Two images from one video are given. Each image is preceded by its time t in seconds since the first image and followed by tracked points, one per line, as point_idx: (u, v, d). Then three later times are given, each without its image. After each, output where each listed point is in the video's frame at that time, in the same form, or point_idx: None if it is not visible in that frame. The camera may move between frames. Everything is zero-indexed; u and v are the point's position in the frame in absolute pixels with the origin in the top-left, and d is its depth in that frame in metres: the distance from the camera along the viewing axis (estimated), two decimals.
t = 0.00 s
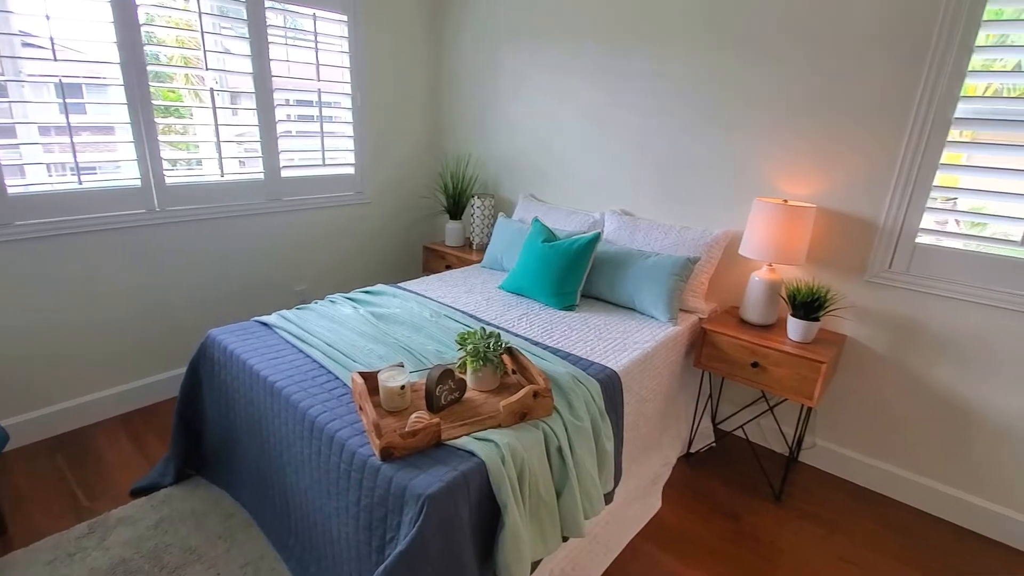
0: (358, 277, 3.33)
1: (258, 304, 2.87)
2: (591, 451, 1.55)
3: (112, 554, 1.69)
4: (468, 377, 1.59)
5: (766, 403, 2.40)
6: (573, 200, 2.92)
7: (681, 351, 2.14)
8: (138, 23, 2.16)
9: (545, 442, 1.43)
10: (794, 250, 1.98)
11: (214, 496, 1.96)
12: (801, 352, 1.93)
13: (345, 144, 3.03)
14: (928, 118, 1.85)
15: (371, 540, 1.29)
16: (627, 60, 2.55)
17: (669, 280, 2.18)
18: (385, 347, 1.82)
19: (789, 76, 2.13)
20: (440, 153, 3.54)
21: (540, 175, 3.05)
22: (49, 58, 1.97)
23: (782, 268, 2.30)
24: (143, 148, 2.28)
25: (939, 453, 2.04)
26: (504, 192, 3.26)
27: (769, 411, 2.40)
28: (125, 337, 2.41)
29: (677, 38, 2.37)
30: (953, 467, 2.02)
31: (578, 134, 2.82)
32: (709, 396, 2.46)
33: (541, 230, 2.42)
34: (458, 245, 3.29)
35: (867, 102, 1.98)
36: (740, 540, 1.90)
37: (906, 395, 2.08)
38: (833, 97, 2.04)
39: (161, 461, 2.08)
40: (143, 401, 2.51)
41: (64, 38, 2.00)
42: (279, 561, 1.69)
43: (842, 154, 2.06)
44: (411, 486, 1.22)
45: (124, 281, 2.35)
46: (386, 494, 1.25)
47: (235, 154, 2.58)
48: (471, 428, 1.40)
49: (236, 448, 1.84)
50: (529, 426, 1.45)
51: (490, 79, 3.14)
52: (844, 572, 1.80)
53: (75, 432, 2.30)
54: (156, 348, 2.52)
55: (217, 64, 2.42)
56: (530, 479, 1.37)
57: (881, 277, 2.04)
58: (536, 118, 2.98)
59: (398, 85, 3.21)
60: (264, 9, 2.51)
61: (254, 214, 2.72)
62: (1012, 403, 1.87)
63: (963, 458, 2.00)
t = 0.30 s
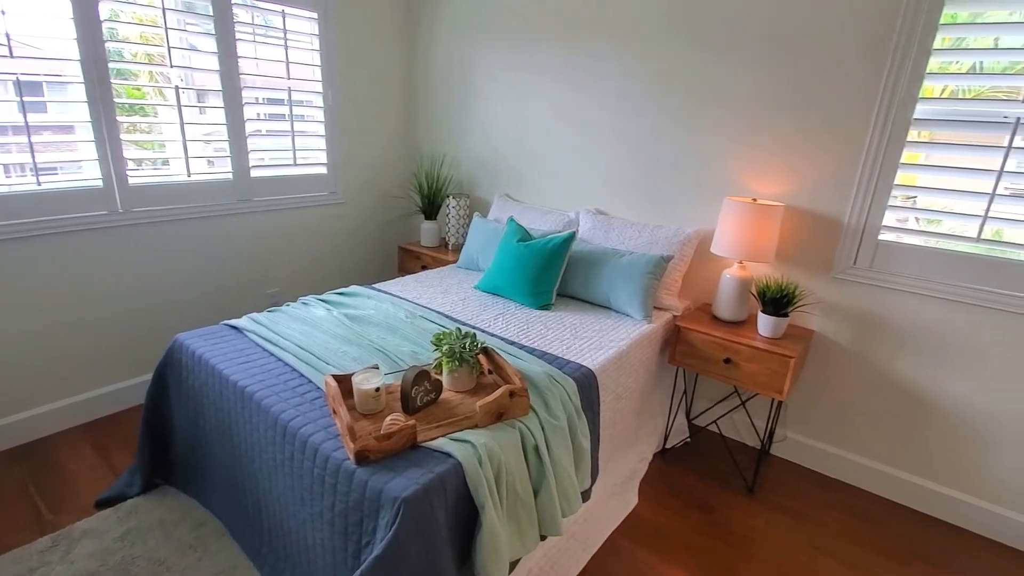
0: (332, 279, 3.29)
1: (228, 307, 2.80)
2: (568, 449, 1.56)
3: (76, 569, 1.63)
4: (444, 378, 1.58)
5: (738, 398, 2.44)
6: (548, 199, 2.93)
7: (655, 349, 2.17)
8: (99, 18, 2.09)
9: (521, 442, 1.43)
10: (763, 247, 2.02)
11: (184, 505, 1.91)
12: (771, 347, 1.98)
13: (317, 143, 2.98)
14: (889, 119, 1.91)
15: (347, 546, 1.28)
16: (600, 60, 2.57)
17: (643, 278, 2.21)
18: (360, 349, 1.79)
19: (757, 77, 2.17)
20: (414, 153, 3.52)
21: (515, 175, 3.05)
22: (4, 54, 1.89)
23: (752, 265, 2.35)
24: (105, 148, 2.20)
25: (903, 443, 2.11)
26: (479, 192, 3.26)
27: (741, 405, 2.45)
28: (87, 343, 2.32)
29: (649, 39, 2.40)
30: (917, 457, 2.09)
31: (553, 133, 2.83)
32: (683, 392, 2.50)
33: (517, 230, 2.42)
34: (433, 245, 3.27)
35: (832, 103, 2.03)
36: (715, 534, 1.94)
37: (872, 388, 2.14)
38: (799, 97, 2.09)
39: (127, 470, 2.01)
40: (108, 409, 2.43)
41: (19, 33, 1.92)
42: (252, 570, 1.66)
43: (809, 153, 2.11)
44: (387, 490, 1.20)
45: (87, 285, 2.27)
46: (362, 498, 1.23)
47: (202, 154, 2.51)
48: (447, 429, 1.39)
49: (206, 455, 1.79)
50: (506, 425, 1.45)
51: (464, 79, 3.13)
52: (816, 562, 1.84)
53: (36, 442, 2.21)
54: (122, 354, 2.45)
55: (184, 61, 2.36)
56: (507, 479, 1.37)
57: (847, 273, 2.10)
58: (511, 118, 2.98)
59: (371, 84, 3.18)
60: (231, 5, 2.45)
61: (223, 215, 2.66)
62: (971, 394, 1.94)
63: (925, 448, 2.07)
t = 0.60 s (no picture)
0: (309, 281, 3.24)
1: (202, 311, 2.75)
2: (548, 448, 1.56)
3: None
4: (423, 379, 1.57)
5: (716, 393, 2.48)
6: (526, 199, 2.94)
7: (634, 346, 2.19)
8: (63, 17, 2.03)
9: (502, 442, 1.43)
10: (737, 244, 2.05)
11: (158, 515, 1.86)
12: (747, 342, 2.01)
13: (291, 144, 2.94)
14: (856, 118, 1.96)
15: (326, 552, 1.26)
16: (575, 60, 2.58)
17: (621, 276, 2.23)
18: (338, 352, 1.77)
19: (729, 77, 2.20)
20: (391, 153, 3.49)
21: (493, 175, 3.05)
22: None
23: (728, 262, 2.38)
24: (69, 149, 2.14)
25: (875, 434, 2.16)
26: (457, 192, 3.24)
27: (719, 400, 2.49)
28: (54, 351, 2.25)
29: (624, 38, 2.42)
30: (888, 447, 2.15)
31: (530, 133, 2.83)
32: (662, 388, 2.53)
33: (496, 229, 2.42)
34: (412, 246, 3.25)
35: (802, 102, 2.07)
36: (695, 528, 1.96)
37: (844, 381, 2.19)
38: (770, 97, 2.13)
39: (99, 481, 1.96)
40: (77, 418, 2.36)
41: None
42: None
43: (780, 151, 2.15)
44: (366, 494, 1.19)
45: (52, 291, 2.20)
46: (341, 504, 1.22)
47: (171, 155, 2.45)
48: (427, 431, 1.38)
49: (179, 463, 1.75)
50: (486, 426, 1.44)
51: (440, 78, 3.11)
52: (793, 552, 1.87)
53: (1, 454, 2.14)
54: (92, 362, 2.38)
55: (152, 61, 2.30)
56: (488, 480, 1.37)
57: (818, 269, 2.15)
58: (487, 117, 2.98)
59: (346, 84, 3.14)
60: (201, 4, 2.40)
61: (195, 217, 2.60)
62: (938, 384, 2.00)
63: (895, 437, 2.12)
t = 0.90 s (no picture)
0: (286, 286, 3.20)
1: (176, 319, 2.69)
2: (531, 448, 1.56)
3: None
4: (404, 383, 1.56)
5: (696, 387, 2.51)
6: (504, 199, 2.94)
7: (614, 343, 2.20)
8: (23, 20, 1.97)
9: (485, 443, 1.43)
10: (713, 240, 2.08)
11: (135, 530, 1.82)
12: (725, 336, 2.04)
13: (264, 147, 2.89)
14: (824, 113, 2.00)
15: (308, 561, 1.24)
16: (549, 59, 2.59)
17: (600, 274, 2.24)
18: (316, 358, 1.75)
19: (701, 75, 2.23)
20: (367, 155, 3.46)
21: (470, 175, 3.04)
22: None
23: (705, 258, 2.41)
24: (32, 157, 2.07)
25: (850, 422, 2.21)
26: (435, 193, 3.23)
27: (700, 394, 2.52)
28: (21, 365, 2.18)
29: (597, 37, 2.43)
30: (862, 434, 2.20)
31: (506, 132, 2.83)
32: (644, 384, 2.55)
33: (475, 230, 2.41)
34: (391, 248, 3.22)
35: (773, 98, 2.10)
36: (678, 521, 1.98)
37: (819, 371, 2.23)
38: (742, 93, 2.16)
39: (71, 497, 1.90)
40: (47, 434, 2.28)
41: None
42: None
43: (753, 147, 2.18)
44: (348, 501, 1.17)
45: (17, 303, 2.13)
46: (322, 512, 1.20)
47: (140, 161, 2.38)
48: (409, 435, 1.37)
49: (155, 476, 1.71)
50: (468, 428, 1.44)
51: (415, 80, 3.09)
52: (774, 541, 1.91)
53: None
54: (61, 375, 2.31)
55: (118, 65, 2.24)
56: (471, 482, 1.36)
57: (792, 263, 2.18)
58: (464, 118, 2.96)
59: (319, 86, 3.10)
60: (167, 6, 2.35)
61: (166, 224, 2.54)
62: (910, 372, 2.05)
63: (870, 425, 2.17)
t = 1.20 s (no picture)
0: (261, 289, 3.14)
1: (148, 324, 2.62)
2: (512, 448, 1.55)
3: None
4: (383, 385, 1.54)
5: (675, 383, 2.53)
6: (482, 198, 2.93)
7: (594, 341, 2.21)
8: None
9: (465, 444, 1.42)
10: (689, 237, 2.10)
11: (107, 542, 1.77)
12: (702, 332, 2.06)
13: (237, 148, 2.84)
14: (796, 111, 2.04)
15: (286, 569, 1.22)
16: (526, 58, 2.58)
17: (579, 272, 2.25)
18: (293, 362, 1.72)
19: (676, 74, 2.25)
20: (343, 155, 3.41)
21: (448, 175, 3.02)
22: None
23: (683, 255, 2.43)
24: None
25: (824, 414, 2.26)
26: (413, 193, 3.20)
27: (679, 389, 2.55)
28: None
29: (573, 36, 2.43)
30: (836, 426, 2.25)
31: (484, 131, 2.82)
32: (624, 381, 2.56)
33: (453, 229, 2.40)
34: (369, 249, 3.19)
35: (746, 97, 2.13)
36: (658, 516, 2.00)
37: (795, 365, 2.27)
38: (716, 92, 2.19)
39: (40, 510, 1.84)
40: (13, 445, 2.21)
41: None
42: None
43: (727, 145, 2.21)
44: (326, 507, 1.16)
45: None
46: (299, 519, 1.18)
47: (107, 163, 2.32)
48: (388, 438, 1.36)
49: (126, 487, 1.66)
50: (448, 429, 1.43)
51: (391, 79, 3.06)
52: (752, 533, 1.94)
53: None
54: (27, 384, 2.24)
55: (85, 64, 2.18)
56: (452, 483, 1.35)
57: (766, 259, 2.22)
58: (441, 117, 2.95)
59: (293, 85, 3.05)
60: (134, 3, 2.29)
61: (135, 227, 2.48)
62: (880, 364, 2.11)
63: (843, 416, 2.22)
